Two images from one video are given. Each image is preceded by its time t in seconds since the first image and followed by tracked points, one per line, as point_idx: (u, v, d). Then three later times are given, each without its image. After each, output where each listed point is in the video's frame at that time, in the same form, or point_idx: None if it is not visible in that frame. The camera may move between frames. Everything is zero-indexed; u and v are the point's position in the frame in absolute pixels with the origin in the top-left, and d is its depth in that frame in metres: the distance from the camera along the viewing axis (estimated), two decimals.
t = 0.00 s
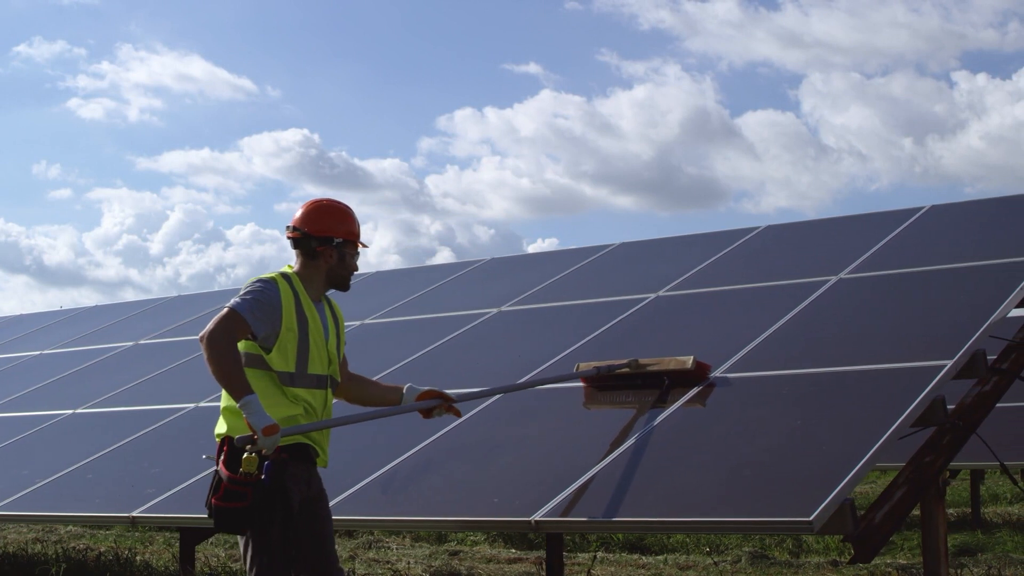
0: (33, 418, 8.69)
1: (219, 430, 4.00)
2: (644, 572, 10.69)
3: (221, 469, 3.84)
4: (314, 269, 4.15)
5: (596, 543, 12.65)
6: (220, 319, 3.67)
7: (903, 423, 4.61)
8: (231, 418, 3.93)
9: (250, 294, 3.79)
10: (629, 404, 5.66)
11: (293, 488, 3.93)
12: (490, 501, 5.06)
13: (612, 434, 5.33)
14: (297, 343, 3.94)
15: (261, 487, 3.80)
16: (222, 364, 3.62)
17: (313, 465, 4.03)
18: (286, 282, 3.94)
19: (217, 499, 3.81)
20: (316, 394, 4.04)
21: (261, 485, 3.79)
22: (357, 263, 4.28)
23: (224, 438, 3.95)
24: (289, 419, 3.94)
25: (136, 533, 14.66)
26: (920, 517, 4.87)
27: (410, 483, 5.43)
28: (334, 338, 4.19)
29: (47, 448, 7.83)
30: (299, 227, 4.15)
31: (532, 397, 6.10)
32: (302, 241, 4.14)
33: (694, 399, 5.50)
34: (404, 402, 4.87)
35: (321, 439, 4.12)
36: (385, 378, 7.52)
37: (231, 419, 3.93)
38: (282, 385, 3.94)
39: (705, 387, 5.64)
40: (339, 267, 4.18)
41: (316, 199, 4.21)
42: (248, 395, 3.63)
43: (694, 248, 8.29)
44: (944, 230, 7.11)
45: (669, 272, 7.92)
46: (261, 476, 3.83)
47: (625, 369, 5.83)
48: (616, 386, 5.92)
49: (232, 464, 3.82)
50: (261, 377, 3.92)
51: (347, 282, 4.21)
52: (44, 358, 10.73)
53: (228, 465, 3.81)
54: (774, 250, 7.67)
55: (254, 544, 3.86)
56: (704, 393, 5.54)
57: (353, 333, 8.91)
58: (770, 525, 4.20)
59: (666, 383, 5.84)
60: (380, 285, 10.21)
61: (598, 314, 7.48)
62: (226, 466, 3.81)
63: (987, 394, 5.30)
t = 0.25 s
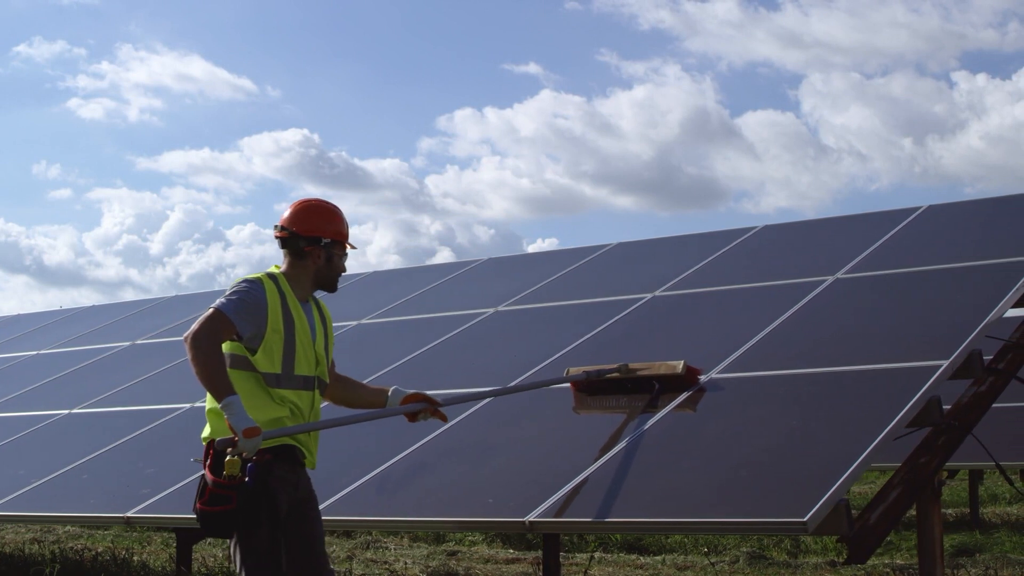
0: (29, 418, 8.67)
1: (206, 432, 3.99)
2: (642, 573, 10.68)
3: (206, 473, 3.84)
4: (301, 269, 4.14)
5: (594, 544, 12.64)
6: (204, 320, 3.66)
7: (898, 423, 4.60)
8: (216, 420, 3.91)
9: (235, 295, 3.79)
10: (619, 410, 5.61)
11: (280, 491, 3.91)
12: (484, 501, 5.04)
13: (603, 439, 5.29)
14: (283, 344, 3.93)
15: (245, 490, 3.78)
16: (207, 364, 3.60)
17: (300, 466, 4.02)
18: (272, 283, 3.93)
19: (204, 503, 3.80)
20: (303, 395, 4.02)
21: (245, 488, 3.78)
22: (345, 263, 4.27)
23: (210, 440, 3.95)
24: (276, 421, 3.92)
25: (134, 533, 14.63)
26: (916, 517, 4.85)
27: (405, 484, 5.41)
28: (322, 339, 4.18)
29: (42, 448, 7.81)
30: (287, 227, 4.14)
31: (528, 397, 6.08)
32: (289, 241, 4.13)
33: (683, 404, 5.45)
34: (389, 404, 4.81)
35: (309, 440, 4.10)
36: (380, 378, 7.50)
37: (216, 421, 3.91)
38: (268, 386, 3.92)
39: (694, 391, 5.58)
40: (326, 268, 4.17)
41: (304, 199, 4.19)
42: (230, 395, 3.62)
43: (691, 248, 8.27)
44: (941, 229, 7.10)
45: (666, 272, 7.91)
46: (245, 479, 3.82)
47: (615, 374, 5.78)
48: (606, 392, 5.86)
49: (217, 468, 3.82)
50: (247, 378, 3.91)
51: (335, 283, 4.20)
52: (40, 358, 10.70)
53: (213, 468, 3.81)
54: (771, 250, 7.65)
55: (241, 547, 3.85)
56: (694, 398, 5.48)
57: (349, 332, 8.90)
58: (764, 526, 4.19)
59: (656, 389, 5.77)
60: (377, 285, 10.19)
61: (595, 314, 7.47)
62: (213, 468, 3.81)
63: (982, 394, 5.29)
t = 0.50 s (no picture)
0: (25, 419, 8.66)
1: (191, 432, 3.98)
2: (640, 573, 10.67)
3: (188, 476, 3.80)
4: (288, 268, 4.13)
5: (592, 544, 12.63)
6: (188, 320, 3.65)
7: (893, 425, 4.58)
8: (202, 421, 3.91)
9: (220, 294, 3.77)
10: (607, 418, 5.53)
11: (263, 489, 3.89)
12: (477, 503, 5.02)
13: (591, 445, 5.24)
14: (268, 344, 3.92)
15: (228, 492, 3.76)
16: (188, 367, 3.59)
17: (283, 465, 3.99)
18: (259, 282, 3.92)
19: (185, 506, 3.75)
20: (287, 396, 4.01)
21: (228, 489, 3.76)
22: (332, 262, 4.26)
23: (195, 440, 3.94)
24: (260, 422, 3.92)
25: (131, 534, 14.62)
26: (913, 517, 4.85)
27: (399, 484, 5.39)
28: (308, 339, 4.17)
29: (37, 448, 7.80)
30: (275, 224, 4.12)
31: (524, 398, 6.07)
32: (276, 239, 4.12)
33: (672, 412, 5.38)
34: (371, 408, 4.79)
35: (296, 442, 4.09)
36: (376, 379, 7.48)
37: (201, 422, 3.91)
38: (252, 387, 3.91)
39: (683, 399, 5.50)
40: (313, 267, 4.16)
41: (293, 197, 4.18)
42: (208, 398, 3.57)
43: (688, 248, 8.26)
44: (939, 229, 7.08)
45: (663, 272, 7.89)
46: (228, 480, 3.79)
47: (602, 380, 5.68)
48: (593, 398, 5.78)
49: (199, 471, 3.79)
50: (231, 378, 3.91)
51: (321, 283, 4.19)
52: (37, 358, 10.69)
53: (195, 470, 3.78)
54: (768, 249, 7.64)
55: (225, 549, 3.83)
56: (682, 405, 5.41)
57: (347, 332, 8.90)
58: (759, 527, 4.18)
59: (645, 396, 5.69)
60: (375, 285, 10.18)
61: (590, 314, 7.46)
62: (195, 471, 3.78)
63: (978, 395, 5.28)
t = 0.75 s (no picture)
0: (23, 419, 8.65)
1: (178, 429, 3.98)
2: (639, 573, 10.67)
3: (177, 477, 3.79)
4: (278, 264, 4.12)
5: (592, 544, 12.63)
6: (179, 315, 3.65)
7: (890, 425, 4.58)
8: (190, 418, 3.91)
9: (211, 291, 3.76)
10: (596, 424, 5.48)
11: (251, 487, 3.90)
12: (473, 503, 5.02)
13: (581, 451, 5.20)
14: (258, 341, 3.92)
15: (216, 493, 3.77)
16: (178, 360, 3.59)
17: (270, 463, 4.00)
18: (249, 279, 3.92)
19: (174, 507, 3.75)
20: (276, 393, 4.01)
21: (217, 490, 3.76)
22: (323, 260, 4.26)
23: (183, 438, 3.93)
24: (248, 421, 3.91)
25: (131, 534, 14.62)
26: (909, 518, 4.85)
27: (395, 485, 5.38)
28: (297, 337, 4.18)
29: (34, 448, 7.79)
30: (266, 221, 4.12)
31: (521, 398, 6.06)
32: (268, 235, 4.11)
33: (661, 418, 5.32)
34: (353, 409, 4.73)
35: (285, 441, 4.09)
36: (373, 379, 7.47)
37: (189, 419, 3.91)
38: (240, 385, 3.91)
39: (672, 405, 5.45)
40: (304, 264, 4.15)
41: (285, 194, 4.17)
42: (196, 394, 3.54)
43: (687, 248, 8.25)
44: (937, 229, 7.07)
45: (661, 271, 7.88)
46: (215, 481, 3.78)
47: (591, 386, 5.66)
48: (584, 403, 5.77)
49: (187, 471, 3.78)
50: (220, 376, 3.90)
51: (311, 280, 4.18)
52: (36, 358, 10.68)
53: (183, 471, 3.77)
54: (767, 249, 7.63)
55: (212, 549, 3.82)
56: (671, 412, 5.36)
57: (345, 332, 8.89)
58: (755, 528, 4.17)
59: (634, 403, 5.64)
60: (373, 284, 10.17)
61: (588, 314, 7.45)
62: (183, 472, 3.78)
63: (976, 395, 5.27)
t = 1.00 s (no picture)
0: (22, 419, 8.65)
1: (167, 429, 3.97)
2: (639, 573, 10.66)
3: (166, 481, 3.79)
4: (273, 261, 4.12)
5: (592, 544, 12.62)
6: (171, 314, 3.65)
7: (888, 425, 4.57)
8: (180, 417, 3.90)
9: (204, 288, 3.77)
10: (587, 429, 5.43)
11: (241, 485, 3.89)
12: (470, 503, 5.00)
13: (572, 457, 5.15)
14: (249, 339, 3.93)
15: (202, 494, 3.75)
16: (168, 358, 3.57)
17: (259, 462, 3.99)
18: (242, 277, 3.93)
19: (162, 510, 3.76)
20: (268, 392, 4.03)
21: (202, 491, 3.74)
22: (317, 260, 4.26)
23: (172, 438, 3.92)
24: (237, 420, 3.91)
25: (131, 534, 14.62)
26: (907, 518, 4.84)
27: (391, 485, 5.37)
28: (289, 335, 4.19)
29: (33, 448, 7.79)
30: (262, 217, 4.13)
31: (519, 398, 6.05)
32: (262, 232, 4.12)
33: (652, 423, 5.28)
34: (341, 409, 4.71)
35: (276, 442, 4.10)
36: (371, 380, 7.46)
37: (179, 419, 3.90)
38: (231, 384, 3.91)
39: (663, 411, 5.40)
40: (298, 262, 4.16)
41: (280, 192, 4.19)
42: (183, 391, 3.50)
43: (686, 247, 8.24)
44: (937, 229, 7.06)
45: (661, 271, 7.87)
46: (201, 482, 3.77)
47: (582, 391, 5.59)
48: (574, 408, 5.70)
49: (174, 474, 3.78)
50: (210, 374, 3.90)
51: (304, 279, 4.19)
52: (36, 358, 10.68)
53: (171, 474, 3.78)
54: (767, 249, 7.62)
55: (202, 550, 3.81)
56: (663, 417, 5.31)
57: (344, 331, 8.88)
58: (752, 528, 4.16)
59: (625, 407, 5.59)
60: (373, 284, 10.17)
61: (587, 314, 7.44)
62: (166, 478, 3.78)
63: (974, 395, 5.26)
